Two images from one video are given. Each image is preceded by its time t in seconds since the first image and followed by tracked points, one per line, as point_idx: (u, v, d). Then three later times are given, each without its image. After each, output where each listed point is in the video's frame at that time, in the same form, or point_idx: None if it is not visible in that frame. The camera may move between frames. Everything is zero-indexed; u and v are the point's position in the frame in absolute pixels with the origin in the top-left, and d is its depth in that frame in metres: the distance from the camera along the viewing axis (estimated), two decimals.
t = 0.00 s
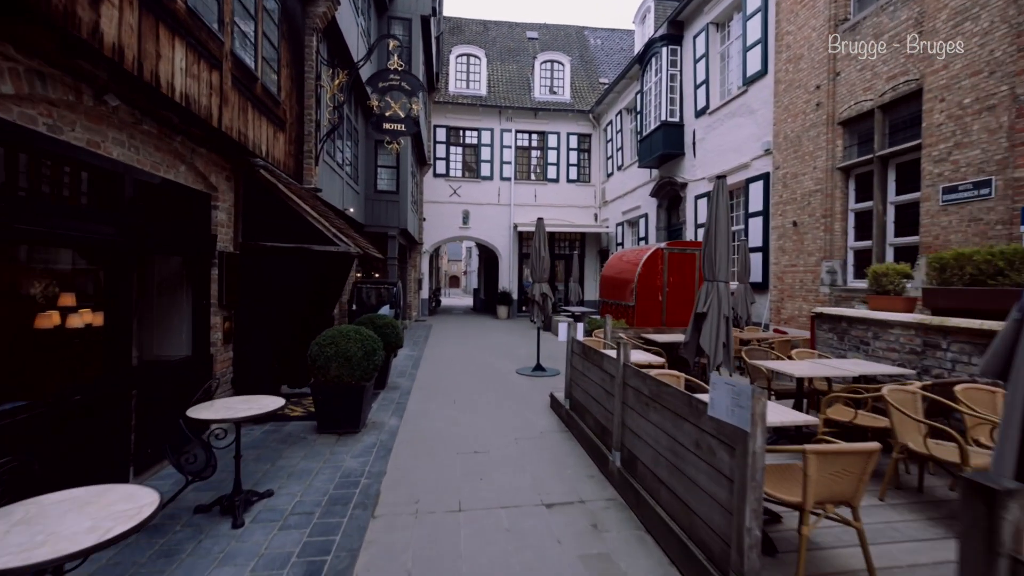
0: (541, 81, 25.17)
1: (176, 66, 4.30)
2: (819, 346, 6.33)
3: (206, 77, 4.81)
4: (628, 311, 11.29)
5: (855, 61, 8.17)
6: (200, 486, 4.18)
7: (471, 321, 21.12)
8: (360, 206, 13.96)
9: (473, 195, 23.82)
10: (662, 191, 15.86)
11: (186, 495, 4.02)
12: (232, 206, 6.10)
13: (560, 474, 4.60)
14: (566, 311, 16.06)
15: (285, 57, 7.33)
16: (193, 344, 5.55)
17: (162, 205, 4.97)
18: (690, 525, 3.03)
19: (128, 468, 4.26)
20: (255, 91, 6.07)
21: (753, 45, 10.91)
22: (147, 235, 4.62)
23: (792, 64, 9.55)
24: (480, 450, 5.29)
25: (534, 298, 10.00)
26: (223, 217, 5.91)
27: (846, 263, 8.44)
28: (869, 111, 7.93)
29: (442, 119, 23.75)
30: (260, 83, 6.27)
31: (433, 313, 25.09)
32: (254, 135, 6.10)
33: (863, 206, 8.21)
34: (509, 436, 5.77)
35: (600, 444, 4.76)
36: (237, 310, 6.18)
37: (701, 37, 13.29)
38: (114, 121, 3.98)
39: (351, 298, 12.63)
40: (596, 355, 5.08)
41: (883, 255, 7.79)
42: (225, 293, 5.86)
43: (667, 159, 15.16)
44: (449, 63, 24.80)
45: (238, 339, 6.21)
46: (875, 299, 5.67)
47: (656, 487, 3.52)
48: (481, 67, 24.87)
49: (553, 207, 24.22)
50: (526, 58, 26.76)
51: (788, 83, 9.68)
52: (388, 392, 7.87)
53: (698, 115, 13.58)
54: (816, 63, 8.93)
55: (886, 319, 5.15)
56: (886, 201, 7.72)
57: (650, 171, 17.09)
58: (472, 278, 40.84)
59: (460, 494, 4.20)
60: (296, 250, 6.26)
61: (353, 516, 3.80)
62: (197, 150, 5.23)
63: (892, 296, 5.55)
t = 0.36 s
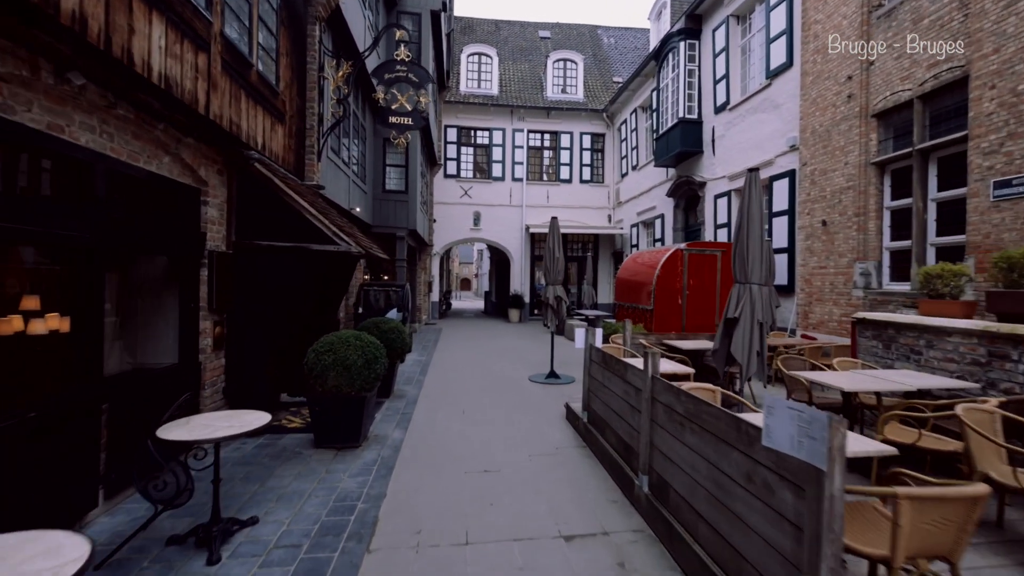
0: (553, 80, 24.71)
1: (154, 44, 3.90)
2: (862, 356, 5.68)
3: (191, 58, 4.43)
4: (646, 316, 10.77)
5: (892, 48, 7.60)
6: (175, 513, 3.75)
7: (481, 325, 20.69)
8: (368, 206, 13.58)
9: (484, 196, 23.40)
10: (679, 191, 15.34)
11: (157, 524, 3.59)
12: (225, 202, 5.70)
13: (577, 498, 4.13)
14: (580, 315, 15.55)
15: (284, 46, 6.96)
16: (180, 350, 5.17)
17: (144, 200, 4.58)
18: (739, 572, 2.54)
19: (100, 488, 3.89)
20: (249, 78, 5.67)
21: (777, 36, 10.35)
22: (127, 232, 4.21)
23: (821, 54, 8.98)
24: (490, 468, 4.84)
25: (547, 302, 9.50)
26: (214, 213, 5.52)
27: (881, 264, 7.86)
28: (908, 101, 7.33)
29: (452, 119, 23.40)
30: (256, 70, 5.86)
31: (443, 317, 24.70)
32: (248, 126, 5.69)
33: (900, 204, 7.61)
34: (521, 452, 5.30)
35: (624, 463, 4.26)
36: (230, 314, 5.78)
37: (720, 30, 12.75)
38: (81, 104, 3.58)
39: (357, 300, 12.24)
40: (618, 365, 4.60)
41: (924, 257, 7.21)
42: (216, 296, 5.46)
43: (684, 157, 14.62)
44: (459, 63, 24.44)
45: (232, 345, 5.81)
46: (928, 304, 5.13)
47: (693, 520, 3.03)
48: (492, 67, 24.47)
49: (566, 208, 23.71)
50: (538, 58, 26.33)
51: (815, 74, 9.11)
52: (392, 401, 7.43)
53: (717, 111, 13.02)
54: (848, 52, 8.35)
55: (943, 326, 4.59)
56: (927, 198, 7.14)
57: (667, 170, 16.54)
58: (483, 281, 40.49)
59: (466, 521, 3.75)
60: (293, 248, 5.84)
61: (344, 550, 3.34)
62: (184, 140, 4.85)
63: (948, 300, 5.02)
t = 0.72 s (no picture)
0: (564, 79, 24.27)
1: (125, 18, 3.51)
2: (911, 364, 5.41)
3: (171, 37, 4.04)
4: (664, 320, 10.28)
5: (931, 33, 7.09)
6: (146, 544, 3.33)
7: (491, 328, 20.27)
8: (374, 206, 13.21)
9: (493, 197, 22.99)
10: (695, 190, 14.85)
11: (126, 557, 3.18)
12: (215, 198, 5.29)
13: (599, 528, 3.66)
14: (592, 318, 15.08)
15: (282, 33, 6.57)
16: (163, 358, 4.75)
17: (121, 194, 4.19)
18: None
19: (64, 512, 3.49)
20: (242, 64, 5.27)
21: (802, 25, 9.86)
22: (102, 230, 3.82)
23: (851, 42, 8.48)
24: (501, 490, 4.39)
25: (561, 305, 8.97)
26: (202, 210, 5.09)
27: (920, 265, 7.35)
28: (951, 89, 6.80)
29: (461, 119, 23.05)
30: (249, 56, 5.44)
31: (452, 320, 24.33)
32: (239, 116, 5.28)
33: (941, 200, 7.11)
34: (534, 471, 4.83)
35: (652, 489, 3.78)
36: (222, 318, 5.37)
37: (739, 22, 12.26)
38: (39, 83, 3.19)
39: (362, 303, 11.86)
40: (643, 377, 4.11)
41: (970, 257, 6.68)
42: (204, 300, 5.04)
43: (701, 155, 14.12)
44: (469, 62, 24.09)
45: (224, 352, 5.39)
46: (990, 309, 4.66)
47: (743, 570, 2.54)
48: (502, 66, 24.10)
49: (577, 209, 23.21)
50: (548, 57, 25.92)
51: (845, 64, 8.61)
52: (396, 412, 7.01)
53: (736, 106, 12.52)
54: (882, 39, 7.84)
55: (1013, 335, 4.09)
56: (973, 193, 6.62)
57: (682, 169, 16.05)
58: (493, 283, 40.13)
59: (472, 557, 3.31)
60: (289, 248, 5.42)
61: None
62: (168, 130, 4.45)
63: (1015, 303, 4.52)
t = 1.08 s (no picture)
0: (573, 75, 23.79)
1: None
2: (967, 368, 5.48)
3: (145, 12, 3.62)
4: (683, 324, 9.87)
5: (978, 13, 6.63)
6: None
7: (498, 330, 19.80)
8: (378, 204, 12.79)
9: (501, 196, 22.54)
10: (711, 187, 14.34)
11: None
12: (202, 193, 4.85)
13: (626, 567, 3.21)
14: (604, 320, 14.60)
15: (277, 16, 6.14)
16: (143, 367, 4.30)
17: (94, 189, 3.71)
18: None
19: (14, 546, 3.03)
20: (231, 46, 4.83)
21: (829, 11, 9.39)
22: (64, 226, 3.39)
23: (885, 27, 8.02)
24: (513, 518, 3.94)
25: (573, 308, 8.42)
26: (186, 205, 4.63)
27: (965, 265, 6.88)
28: (1003, 72, 6.32)
29: (469, 117, 22.65)
30: (239, 38, 5.00)
31: (459, 321, 23.89)
32: (228, 103, 4.83)
33: (988, 194, 6.64)
34: (550, 494, 4.37)
35: (689, 523, 3.29)
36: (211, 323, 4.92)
37: (759, 10, 11.76)
38: None
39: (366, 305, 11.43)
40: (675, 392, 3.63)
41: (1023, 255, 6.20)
42: (188, 303, 4.58)
43: (717, 150, 13.63)
44: (476, 59, 23.65)
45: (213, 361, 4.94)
46: None
47: None
48: (509, 63, 23.66)
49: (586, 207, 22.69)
50: (556, 54, 25.44)
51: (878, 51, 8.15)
52: (400, 424, 6.58)
53: (755, 99, 12.01)
54: (922, 22, 7.38)
55: None
56: None
57: (696, 166, 15.55)
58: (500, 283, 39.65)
59: None
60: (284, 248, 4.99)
61: None
62: (147, 116, 4.00)
63: None
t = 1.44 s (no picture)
0: (583, 72, 23.29)
1: None
2: None
3: None
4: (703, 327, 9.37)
5: None
6: None
7: (507, 332, 19.32)
8: (382, 203, 12.38)
9: (510, 195, 22.09)
10: (728, 185, 13.82)
11: None
12: (181, 184, 4.43)
13: None
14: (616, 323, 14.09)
15: None
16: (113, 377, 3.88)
17: (47, 177, 3.26)
18: None
19: None
20: (214, 23, 4.40)
21: None
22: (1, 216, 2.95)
23: (922, 10, 7.49)
24: (524, 551, 3.46)
25: (585, 310, 7.90)
26: (163, 198, 4.22)
27: (1013, 264, 6.35)
28: None
29: (477, 116, 22.24)
30: (224, 14, 4.56)
31: (467, 323, 23.45)
32: (210, 85, 4.40)
33: None
34: (564, 521, 3.89)
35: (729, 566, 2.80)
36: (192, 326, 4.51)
37: None
38: None
39: (370, 308, 11.04)
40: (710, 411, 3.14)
41: None
42: (164, 306, 4.16)
43: (734, 146, 13.10)
44: (484, 56, 23.24)
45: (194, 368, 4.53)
46: None
47: None
48: (518, 60, 23.22)
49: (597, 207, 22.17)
50: (566, 51, 24.97)
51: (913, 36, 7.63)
52: (401, 436, 6.12)
53: (776, 92, 11.50)
54: (963, 2, 6.87)
55: None
56: None
57: (712, 163, 15.00)
58: (509, 284, 39.19)
59: None
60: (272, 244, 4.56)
61: None
62: (114, 95, 3.59)
63: None
